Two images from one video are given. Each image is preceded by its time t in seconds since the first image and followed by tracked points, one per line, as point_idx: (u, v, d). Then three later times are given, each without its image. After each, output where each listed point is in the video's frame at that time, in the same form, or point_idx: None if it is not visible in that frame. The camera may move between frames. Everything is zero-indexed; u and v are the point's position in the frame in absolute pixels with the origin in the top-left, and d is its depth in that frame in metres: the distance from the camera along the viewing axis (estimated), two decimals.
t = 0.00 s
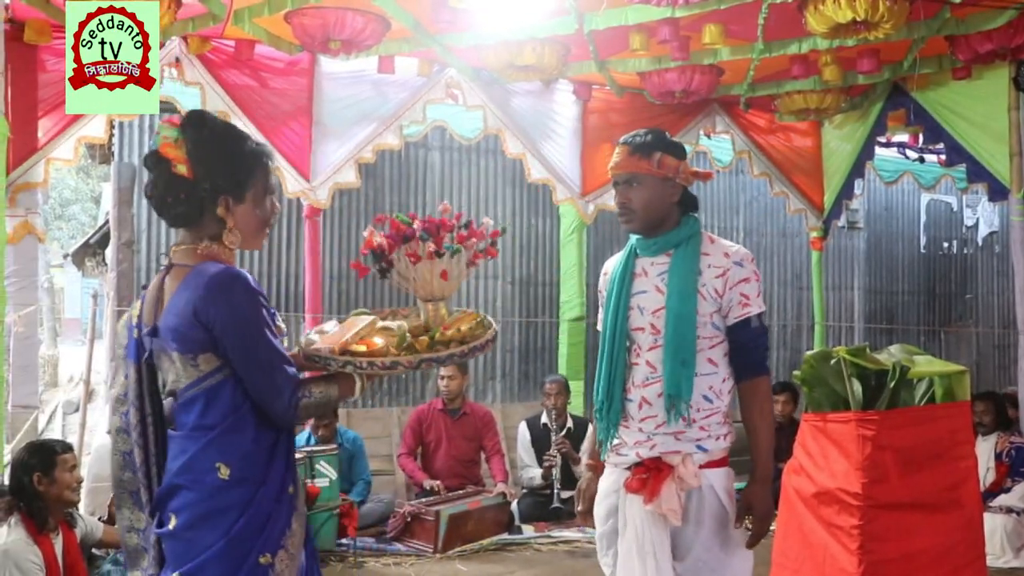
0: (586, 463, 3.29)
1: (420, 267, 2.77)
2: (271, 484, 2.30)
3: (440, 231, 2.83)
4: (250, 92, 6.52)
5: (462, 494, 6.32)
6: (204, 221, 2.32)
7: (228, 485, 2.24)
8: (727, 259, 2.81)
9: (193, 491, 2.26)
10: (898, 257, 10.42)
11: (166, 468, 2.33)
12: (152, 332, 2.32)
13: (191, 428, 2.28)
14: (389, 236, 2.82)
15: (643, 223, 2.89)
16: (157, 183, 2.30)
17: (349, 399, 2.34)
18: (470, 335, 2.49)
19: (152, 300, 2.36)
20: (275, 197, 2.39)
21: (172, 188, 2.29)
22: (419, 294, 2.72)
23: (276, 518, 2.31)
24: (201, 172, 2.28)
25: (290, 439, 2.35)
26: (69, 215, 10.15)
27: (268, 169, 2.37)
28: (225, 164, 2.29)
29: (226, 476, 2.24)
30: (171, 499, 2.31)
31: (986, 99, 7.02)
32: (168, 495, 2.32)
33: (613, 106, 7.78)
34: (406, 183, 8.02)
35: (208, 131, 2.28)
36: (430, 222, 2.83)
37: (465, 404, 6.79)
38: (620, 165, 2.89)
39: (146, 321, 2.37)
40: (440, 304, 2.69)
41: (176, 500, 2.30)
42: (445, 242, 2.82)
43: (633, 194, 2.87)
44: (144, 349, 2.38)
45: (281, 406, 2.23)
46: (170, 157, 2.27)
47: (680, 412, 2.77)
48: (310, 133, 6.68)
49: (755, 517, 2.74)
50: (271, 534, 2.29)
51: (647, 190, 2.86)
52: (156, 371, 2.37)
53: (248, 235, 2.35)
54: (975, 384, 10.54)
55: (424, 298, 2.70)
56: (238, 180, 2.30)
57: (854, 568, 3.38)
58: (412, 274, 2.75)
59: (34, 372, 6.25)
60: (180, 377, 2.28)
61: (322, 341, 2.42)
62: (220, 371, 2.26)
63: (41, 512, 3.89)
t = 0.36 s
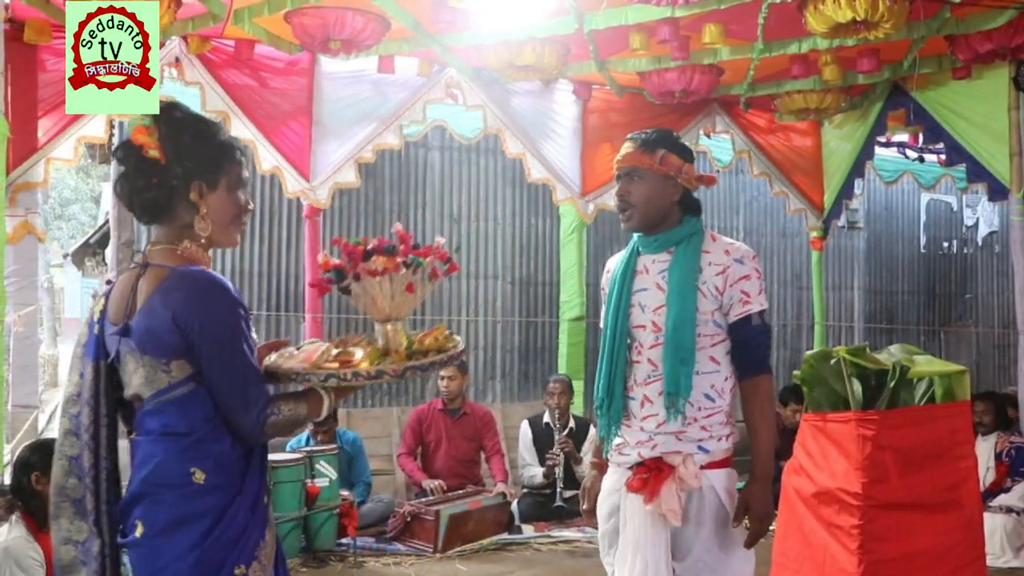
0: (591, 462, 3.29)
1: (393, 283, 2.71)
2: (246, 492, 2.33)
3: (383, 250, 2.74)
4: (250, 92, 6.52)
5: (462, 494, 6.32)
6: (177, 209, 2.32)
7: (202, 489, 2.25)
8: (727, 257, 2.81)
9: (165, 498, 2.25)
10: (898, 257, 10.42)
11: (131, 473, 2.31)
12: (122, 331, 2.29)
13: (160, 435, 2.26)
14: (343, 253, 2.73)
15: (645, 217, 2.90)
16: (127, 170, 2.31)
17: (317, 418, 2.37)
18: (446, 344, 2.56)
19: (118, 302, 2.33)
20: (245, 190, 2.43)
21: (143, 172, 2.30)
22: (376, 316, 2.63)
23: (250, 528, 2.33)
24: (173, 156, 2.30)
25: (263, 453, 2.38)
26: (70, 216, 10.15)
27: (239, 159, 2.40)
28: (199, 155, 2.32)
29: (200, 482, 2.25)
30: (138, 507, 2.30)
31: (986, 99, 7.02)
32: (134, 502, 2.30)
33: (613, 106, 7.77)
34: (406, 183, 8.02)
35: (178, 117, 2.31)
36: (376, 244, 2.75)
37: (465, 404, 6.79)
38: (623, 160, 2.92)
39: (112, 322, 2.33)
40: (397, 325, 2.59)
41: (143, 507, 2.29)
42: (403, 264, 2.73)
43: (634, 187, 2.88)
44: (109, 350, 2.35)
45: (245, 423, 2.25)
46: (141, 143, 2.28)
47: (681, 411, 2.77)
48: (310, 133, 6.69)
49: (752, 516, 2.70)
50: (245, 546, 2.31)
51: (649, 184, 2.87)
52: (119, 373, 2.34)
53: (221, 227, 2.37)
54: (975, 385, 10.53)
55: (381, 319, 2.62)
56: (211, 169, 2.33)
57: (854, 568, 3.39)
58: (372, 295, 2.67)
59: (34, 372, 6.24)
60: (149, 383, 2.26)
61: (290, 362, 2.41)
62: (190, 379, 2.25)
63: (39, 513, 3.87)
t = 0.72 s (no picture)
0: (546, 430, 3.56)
1: (381, 311, 2.95)
2: (233, 495, 2.34)
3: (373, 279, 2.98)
4: (250, 92, 6.52)
5: (461, 494, 6.31)
6: (166, 209, 2.33)
7: (183, 494, 2.27)
8: (711, 267, 2.75)
9: (150, 503, 2.28)
10: (898, 257, 10.43)
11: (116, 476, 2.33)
12: (105, 328, 2.29)
13: (144, 437, 2.28)
14: (334, 280, 2.97)
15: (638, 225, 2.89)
16: (114, 173, 2.31)
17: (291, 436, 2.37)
18: (429, 384, 2.61)
19: (104, 300, 2.32)
20: (234, 185, 2.43)
21: (130, 174, 2.30)
22: (356, 344, 2.83)
23: (237, 533, 2.34)
24: (158, 155, 2.30)
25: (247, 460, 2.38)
26: (70, 216, 10.18)
27: (224, 155, 2.40)
28: (184, 153, 2.32)
29: (182, 487, 2.27)
30: (125, 511, 2.32)
31: (987, 99, 7.02)
32: (121, 507, 2.33)
33: (613, 106, 7.77)
34: (406, 183, 8.02)
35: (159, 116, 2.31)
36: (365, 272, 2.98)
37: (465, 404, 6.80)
38: (627, 162, 2.90)
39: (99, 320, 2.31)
40: (376, 354, 2.79)
41: (130, 512, 2.31)
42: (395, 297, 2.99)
43: (630, 192, 2.87)
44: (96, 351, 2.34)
45: (208, 439, 2.25)
46: (124, 145, 2.27)
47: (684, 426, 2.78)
48: (310, 133, 6.69)
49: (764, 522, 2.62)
50: (232, 549, 2.32)
51: (643, 191, 2.87)
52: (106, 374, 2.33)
53: (209, 223, 2.37)
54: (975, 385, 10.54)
55: (361, 348, 2.81)
56: (197, 166, 2.33)
57: (854, 568, 3.54)
58: (353, 323, 2.89)
59: (34, 372, 6.24)
60: (128, 380, 2.25)
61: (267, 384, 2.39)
62: (170, 378, 2.25)
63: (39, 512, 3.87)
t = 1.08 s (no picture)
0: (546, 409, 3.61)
1: (387, 301, 2.98)
2: (241, 493, 2.35)
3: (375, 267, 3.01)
4: (249, 92, 6.52)
5: (461, 494, 6.30)
6: (172, 202, 2.35)
7: (191, 491, 2.28)
8: (690, 282, 2.91)
9: (160, 497, 2.29)
10: (898, 256, 10.43)
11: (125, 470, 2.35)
12: (114, 327, 2.31)
13: (156, 434, 2.29)
14: (338, 270, 3.01)
15: (597, 263, 3.00)
16: (121, 164, 2.33)
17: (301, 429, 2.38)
18: (436, 363, 2.65)
19: (112, 301, 2.35)
20: (238, 183, 2.47)
21: (138, 165, 2.32)
22: (363, 333, 2.85)
23: (243, 532, 2.34)
24: (167, 148, 2.33)
25: (258, 454, 2.39)
26: (70, 215, 10.20)
27: (230, 152, 2.44)
28: (192, 147, 2.35)
29: (191, 483, 2.28)
30: (134, 505, 2.34)
31: (987, 98, 7.02)
32: (129, 500, 2.35)
33: (613, 106, 7.77)
34: (406, 183, 8.01)
35: (169, 110, 2.34)
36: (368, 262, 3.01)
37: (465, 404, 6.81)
38: (571, 205, 3.01)
39: (108, 321, 2.34)
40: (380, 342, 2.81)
41: (139, 505, 2.33)
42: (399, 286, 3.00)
43: (580, 230, 2.99)
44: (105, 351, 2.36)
45: (218, 432, 2.26)
46: (133, 137, 2.30)
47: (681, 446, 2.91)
48: (310, 132, 6.69)
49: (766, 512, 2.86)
50: (238, 546, 2.32)
51: (595, 228, 2.98)
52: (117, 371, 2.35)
53: (215, 217, 2.40)
54: (975, 385, 10.54)
55: (368, 336, 2.83)
56: (204, 161, 2.36)
57: (853, 568, 3.55)
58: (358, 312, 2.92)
59: (34, 371, 6.24)
60: (139, 377, 2.27)
61: (273, 376, 2.42)
62: (180, 374, 2.28)
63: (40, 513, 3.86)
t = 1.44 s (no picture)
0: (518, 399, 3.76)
1: (389, 299, 3.08)
2: (254, 488, 2.35)
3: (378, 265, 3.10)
4: (249, 92, 6.52)
5: (461, 493, 6.30)
6: (182, 204, 2.33)
7: (208, 486, 2.27)
8: (666, 279, 3.08)
9: (174, 494, 2.27)
10: (898, 256, 10.43)
11: (143, 467, 2.33)
12: (124, 329, 2.27)
13: (171, 432, 2.28)
14: (342, 267, 3.08)
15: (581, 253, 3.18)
16: (131, 167, 2.30)
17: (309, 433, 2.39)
18: (437, 356, 2.75)
19: (119, 301, 2.32)
20: (246, 186, 2.44)
21: (149, 167, 2.29)
22: (362, 328, 2.95)
23: (256, 526, 2.34)
24: (179, 150, 2.30)
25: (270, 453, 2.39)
26: (70, 215, 10.23)
27: (241, 156, 2.41)
28: (204, 150, 2.32)
29: (207, 479, 2.27)
30: (147, 501, 2.32)
31: (987, 98, 7.02)
32: (144, 496, 2.33)
33: (613, 106, 7.77)
34: (406, 183, 8.02)
35: (181, 113, 2.31)
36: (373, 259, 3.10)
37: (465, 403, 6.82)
38: (564, 194, 3.16)
39: (115, 321, 2.32)
40: (379, 337, 2.92)
41: (153, 501, 2.31)
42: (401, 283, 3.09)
43: (572, 222, 3.15)
44: (116, 351, 2.32)
45: (223, 433, 2.21)
46: (145, 138, 2.27)
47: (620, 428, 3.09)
48: (310, 132, 6.69)
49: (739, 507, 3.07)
50: (251, 540, 2.32)
51: (586, 218, 3.14)
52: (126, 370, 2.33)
53: (226, 221, 2.38)
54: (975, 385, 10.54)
55: (366, 331, 2.94)
56: (215, 165, 2.34)
57: (853, 568, 3.57)
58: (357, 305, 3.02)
59: (34, 371, 6.25)
60: (156, 378, 2.26)
61: (282, 368, 2.49)
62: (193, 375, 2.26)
63: (38, 515, 3.74)
